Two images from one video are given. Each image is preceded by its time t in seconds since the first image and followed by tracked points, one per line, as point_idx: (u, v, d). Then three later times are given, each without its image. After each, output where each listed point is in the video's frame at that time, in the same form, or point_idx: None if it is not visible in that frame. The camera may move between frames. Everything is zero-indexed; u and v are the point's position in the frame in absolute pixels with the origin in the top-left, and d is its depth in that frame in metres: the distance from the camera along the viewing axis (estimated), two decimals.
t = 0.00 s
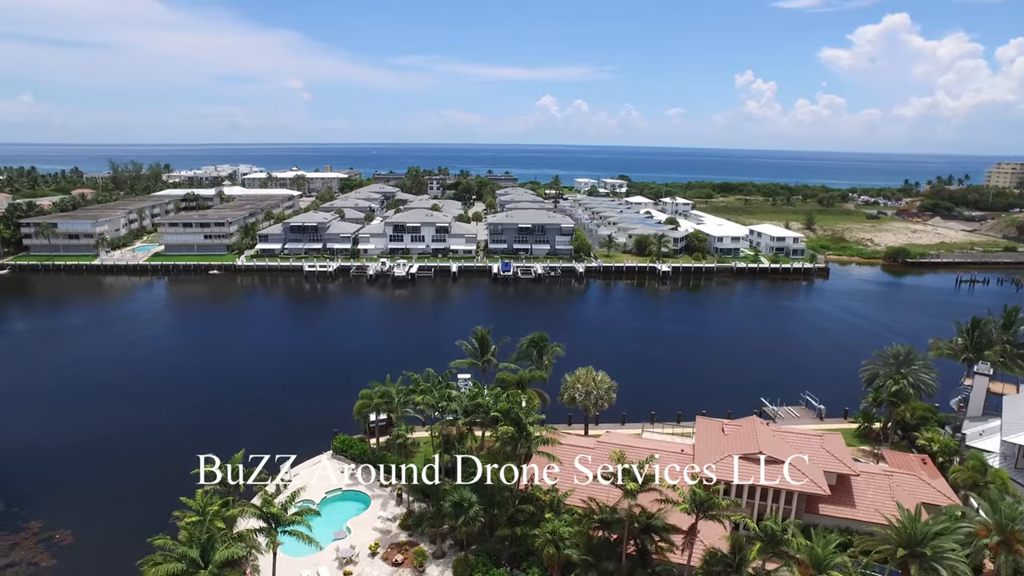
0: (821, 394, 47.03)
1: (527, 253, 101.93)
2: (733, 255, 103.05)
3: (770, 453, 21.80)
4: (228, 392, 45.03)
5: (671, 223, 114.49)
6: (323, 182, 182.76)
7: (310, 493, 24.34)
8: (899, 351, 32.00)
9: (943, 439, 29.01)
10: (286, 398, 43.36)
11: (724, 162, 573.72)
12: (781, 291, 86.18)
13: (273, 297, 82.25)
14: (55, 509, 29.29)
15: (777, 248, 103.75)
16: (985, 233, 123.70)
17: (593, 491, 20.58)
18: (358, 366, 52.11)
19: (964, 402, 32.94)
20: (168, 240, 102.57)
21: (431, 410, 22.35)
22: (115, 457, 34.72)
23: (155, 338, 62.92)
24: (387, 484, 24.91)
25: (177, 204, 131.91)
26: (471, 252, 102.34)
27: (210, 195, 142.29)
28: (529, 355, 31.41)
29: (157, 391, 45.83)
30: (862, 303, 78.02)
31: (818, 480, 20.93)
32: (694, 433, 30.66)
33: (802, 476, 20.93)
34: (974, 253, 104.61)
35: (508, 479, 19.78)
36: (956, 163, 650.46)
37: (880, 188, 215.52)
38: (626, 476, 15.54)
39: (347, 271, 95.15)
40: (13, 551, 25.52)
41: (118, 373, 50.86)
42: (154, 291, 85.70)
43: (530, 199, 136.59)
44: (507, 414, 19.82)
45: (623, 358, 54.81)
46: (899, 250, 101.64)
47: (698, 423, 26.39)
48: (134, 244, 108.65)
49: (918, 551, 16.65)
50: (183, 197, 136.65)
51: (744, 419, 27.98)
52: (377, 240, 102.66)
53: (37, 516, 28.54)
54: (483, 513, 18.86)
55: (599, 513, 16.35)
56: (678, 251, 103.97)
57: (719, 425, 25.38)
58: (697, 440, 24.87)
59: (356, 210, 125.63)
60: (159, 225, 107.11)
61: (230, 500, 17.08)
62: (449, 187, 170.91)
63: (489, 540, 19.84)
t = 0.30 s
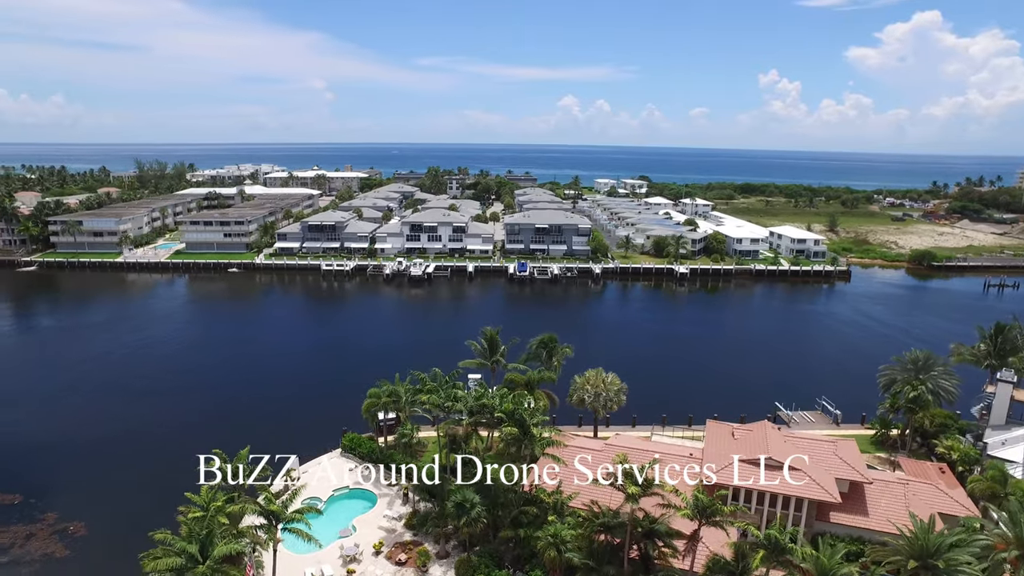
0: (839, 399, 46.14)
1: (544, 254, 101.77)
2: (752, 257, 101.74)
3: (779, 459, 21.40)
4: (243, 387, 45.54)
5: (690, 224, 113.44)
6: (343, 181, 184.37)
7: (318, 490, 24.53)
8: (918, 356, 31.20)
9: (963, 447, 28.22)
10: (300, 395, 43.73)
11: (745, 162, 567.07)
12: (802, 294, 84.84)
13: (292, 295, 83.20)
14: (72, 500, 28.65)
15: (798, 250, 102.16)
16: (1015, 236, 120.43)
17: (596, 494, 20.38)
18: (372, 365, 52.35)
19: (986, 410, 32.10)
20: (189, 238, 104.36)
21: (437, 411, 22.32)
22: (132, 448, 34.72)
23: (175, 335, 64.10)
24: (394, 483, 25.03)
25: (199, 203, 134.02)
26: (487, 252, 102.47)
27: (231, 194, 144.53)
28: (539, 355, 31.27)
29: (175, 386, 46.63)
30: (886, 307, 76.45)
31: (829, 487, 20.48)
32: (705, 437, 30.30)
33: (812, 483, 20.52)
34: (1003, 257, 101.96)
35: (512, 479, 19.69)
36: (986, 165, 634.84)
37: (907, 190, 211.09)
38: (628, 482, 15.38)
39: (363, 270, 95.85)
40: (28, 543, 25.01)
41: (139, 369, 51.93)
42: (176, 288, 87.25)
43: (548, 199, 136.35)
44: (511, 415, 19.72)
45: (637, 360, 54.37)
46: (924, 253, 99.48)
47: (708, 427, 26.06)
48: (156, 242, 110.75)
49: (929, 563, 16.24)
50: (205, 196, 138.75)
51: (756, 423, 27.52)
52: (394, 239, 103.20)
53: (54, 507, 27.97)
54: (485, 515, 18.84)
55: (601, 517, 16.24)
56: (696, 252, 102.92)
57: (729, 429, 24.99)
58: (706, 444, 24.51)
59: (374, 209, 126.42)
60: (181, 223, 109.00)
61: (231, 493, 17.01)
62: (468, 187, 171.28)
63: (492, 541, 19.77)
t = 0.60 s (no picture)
0: (858, 404, 45.15)
1: (561, 254, 101.47)
2: (773, 258, 100.26)
3: (790, 464, 20.94)
4: (260, 383, 46.02)
5: (710, 225, 112.12)
6: (364, 180, 185.99)
7: (326, 487, 24.72)
8: (939, 362, 30.32)
9: (985, 456, 27.38)
10: (316, 392, 44.05)
11: (767, 163, 559.38)
12: (824, 296, 83.39)
13: (311, 293, 84.12)
14: (87, 493, 29.07)
15: (820, 252, 100.38)
16: None
17: (602, 497, 20.17)
18: (386, 363, 52.60)
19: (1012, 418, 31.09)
20: (211, 236, 106.12)
21: (443, 410, 22.25)
22: (148, 440, 35.28)
23: (195, 331, 65.14)
24: (402, 481, 25.10)
25: (222, 201, 136.24)
26: (505, 251, 102.50)
27: (253, 193, 146.58)
28: (549, 356, 31.09)
29: (194, 381, 47.45)
30: (911, 311, 74.76)
31: (840, 494, 20.02)
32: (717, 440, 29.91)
33: (825, 490, 20.04)
34: None
35: (518, 480, 19.57)
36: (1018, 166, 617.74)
37: (937, 192, 206.13)
38: (631, 485, 15.20)
39: (381, 269, 96.55)
40: (44, 533, 25.50)
41: (159, 364, 52.98)
42: (198, 285, 88.78)
43: (567, 199, 135.91)
44: (516, 415, 19.50)
45: (653, 361, 53.92)
46: (951, 256, 97.11)
47: (719, 430, 25.65)
48: (179, 240, 112.79)
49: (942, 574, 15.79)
50: (228, 195, 141.08)
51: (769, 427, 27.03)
52: (412, 238, 103.72)
53: (72, 498, 28.49)
54: (488, 515, 18.78)
55: (604, 520, 16.11)
56: (716, 254, 101.70)
57: (741, 433, 24.55)
58: (716, 448, 24.11)
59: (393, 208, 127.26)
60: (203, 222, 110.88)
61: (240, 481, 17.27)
62: (488, 187, 171.47)
63: (496, 542, 19.72)
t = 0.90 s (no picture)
0: (877, 410, 44.15)
1: (579, 255, 101.05)
2: (795, 261, 98.69)
3: (801, 471, 20.54)
4: (276, 381, 46.51)
5: (730, 226, 110.75)
6: (383, 180, 187.29)
7: (335, 485, 24.88)
8: (961, 368, 29.53)
9: (1008, 466, 26.59)
10: (331, 391, 44.31)
11: (790, 163, 550.92)
12: (847, 300, 81.82)
13: (330, 292, 84.91)
14: (103, 484, 29.15)
15: (843, 254, 98.49)
16: None
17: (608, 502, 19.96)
18: (401, 363, 52.84)
19: None
20: (232, 235, 107.71)
21: (450, 411, 22.22)
22: (164, 433, 35.78)
23: (215, 328, 66.13)
24: (410, 481, 25.19)
25: (243, 200, 138.25)
26: (522, 252, 102.43)
27: (274, 192, 148.45)
28: (560, 357, 30.90)
29: (212, 378, 48.16)
30: (937, 315, 72.97)
31: (853, 503, 19.57)
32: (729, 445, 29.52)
33: (836, 498, 19.61)
34: None
35: (523, 481, 19.42)
36: None
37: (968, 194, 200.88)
38: (635, 489, 15.00)
39: (399, 269, 97.13)
40: (58, 524, 25.74)
41: (179, 360, 53.90)
42: (218, 283, 90.20)
43: (587, 200, 135.34)
44: (521, 416, 19.25)
45: (667, 364, 53.38)
46: (980, 260, 94.60)
47: (731, 435, 25.23)
48: (201, 238, 114.70)
49: None
50: (250, 194, 143.20)
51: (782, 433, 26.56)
52: (430, 238, 104.13)
53: (90, 488, 29.04)
54: (492, 516, 18.75)
55: (607, 524, 15.94)
56: (736, 255, 100.40)
57: (752, 438, 24.17)
58: (727, 453, 23.75)
59: (412, 208, 127.96)
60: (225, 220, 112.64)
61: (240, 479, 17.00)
62: (508, 187, 171.44)
63: (501, 543, 19.66)
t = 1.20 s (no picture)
0: (896, 416, 43.17)
1: (595, 255, 100.58)
2: (815, 263, 97.17)
3: (811, 477, 20.08)
4: (292, 379, 46.92)
5: (749, 227, 109.39)
6: (402, 180, 188.42)
7: (341, 484, 24.97)
8: (983, 374, 28.80)
9: None
10: (345, 389, 44.57)
11: (813, 164, 542.68)
12: (868, 303, 80.34)
13: (347, 291, 85.67)
14: (116, 478, 29.57)
15: (865, 257, 96.75)
16: None
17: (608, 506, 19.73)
18: (413, 362, 53.04)
19: None
20: (251, 234, 109.13)
21: (456, 412, 22.18)
22: (179, 428, 36.37)
23: (233, 326, 67.07)
24: (416, 481, 25.23)
25: (263, 199, 140.02)
26: (539, 252, 102.26)
27: (294, 191, 150.09)
28: (569, 358, 30.70)
29: (228, 374, 48.85)
30: (961, 320, 71.34)
31: (864, 512, 19.12)
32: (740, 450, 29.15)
33: (846, 506, 19.22)
34: None
35: (526, 482, 19.32)
36: None
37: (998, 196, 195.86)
38: (637, 493, 14.81)
39: (414, 268, 97.61)
40: (72, 517, 26.20)
41: (197, 357, 54.72)
42: (237, 281, 91.43)
43: (604, 200, 134.68)
44: (525, 418, 19.12)
45: (682, 366, 52.87)
46: (1008, 263, 92.23)
47: (742, 439, 24.84)
48: (221, 237, 116.36)
49: None
50: (270, 194, 145.04)
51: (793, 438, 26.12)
52: (446, 238, 104.40)
53: (105, 480, 29.47)
54: (494, 518, 18.67)
55: (609, 528, 15.75)
56: (755, 257, 99.22)
57: (762, 443, 23.75)
58: (736, 458, 23.35)
59: (429, 208, 128.44)
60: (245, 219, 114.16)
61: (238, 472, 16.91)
62: (526, 187, 171.37)
63: (504, 545, 19.57)
